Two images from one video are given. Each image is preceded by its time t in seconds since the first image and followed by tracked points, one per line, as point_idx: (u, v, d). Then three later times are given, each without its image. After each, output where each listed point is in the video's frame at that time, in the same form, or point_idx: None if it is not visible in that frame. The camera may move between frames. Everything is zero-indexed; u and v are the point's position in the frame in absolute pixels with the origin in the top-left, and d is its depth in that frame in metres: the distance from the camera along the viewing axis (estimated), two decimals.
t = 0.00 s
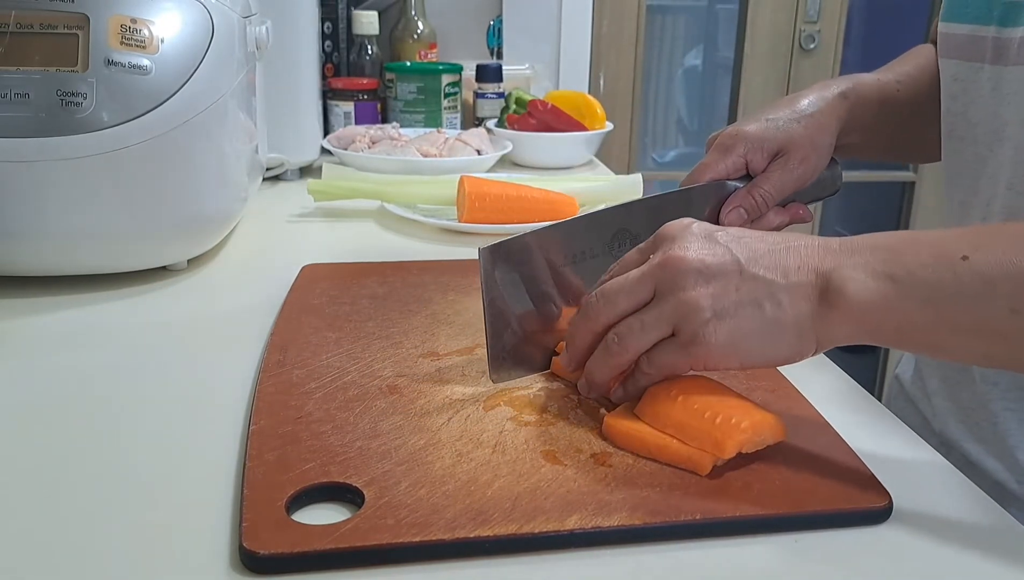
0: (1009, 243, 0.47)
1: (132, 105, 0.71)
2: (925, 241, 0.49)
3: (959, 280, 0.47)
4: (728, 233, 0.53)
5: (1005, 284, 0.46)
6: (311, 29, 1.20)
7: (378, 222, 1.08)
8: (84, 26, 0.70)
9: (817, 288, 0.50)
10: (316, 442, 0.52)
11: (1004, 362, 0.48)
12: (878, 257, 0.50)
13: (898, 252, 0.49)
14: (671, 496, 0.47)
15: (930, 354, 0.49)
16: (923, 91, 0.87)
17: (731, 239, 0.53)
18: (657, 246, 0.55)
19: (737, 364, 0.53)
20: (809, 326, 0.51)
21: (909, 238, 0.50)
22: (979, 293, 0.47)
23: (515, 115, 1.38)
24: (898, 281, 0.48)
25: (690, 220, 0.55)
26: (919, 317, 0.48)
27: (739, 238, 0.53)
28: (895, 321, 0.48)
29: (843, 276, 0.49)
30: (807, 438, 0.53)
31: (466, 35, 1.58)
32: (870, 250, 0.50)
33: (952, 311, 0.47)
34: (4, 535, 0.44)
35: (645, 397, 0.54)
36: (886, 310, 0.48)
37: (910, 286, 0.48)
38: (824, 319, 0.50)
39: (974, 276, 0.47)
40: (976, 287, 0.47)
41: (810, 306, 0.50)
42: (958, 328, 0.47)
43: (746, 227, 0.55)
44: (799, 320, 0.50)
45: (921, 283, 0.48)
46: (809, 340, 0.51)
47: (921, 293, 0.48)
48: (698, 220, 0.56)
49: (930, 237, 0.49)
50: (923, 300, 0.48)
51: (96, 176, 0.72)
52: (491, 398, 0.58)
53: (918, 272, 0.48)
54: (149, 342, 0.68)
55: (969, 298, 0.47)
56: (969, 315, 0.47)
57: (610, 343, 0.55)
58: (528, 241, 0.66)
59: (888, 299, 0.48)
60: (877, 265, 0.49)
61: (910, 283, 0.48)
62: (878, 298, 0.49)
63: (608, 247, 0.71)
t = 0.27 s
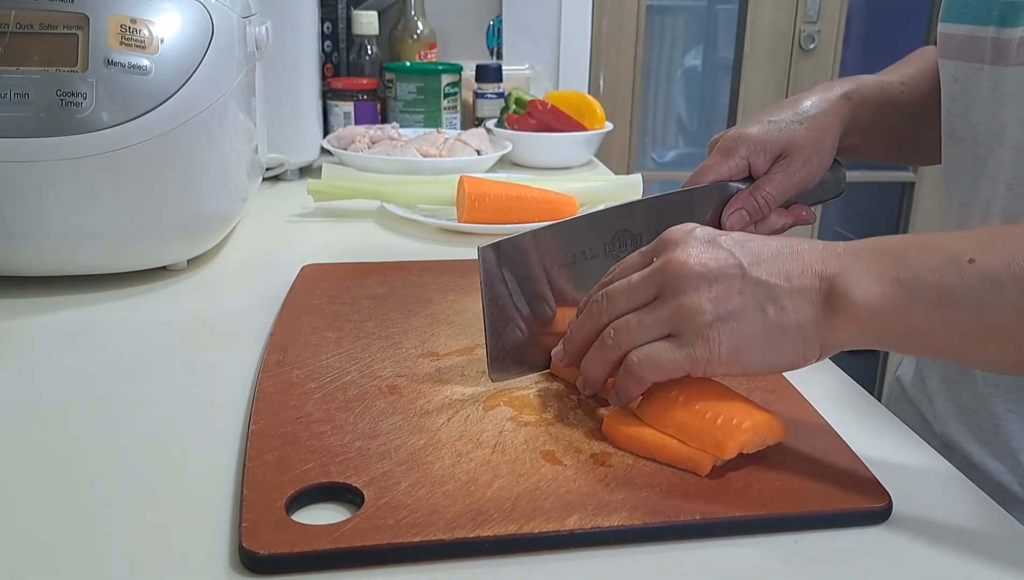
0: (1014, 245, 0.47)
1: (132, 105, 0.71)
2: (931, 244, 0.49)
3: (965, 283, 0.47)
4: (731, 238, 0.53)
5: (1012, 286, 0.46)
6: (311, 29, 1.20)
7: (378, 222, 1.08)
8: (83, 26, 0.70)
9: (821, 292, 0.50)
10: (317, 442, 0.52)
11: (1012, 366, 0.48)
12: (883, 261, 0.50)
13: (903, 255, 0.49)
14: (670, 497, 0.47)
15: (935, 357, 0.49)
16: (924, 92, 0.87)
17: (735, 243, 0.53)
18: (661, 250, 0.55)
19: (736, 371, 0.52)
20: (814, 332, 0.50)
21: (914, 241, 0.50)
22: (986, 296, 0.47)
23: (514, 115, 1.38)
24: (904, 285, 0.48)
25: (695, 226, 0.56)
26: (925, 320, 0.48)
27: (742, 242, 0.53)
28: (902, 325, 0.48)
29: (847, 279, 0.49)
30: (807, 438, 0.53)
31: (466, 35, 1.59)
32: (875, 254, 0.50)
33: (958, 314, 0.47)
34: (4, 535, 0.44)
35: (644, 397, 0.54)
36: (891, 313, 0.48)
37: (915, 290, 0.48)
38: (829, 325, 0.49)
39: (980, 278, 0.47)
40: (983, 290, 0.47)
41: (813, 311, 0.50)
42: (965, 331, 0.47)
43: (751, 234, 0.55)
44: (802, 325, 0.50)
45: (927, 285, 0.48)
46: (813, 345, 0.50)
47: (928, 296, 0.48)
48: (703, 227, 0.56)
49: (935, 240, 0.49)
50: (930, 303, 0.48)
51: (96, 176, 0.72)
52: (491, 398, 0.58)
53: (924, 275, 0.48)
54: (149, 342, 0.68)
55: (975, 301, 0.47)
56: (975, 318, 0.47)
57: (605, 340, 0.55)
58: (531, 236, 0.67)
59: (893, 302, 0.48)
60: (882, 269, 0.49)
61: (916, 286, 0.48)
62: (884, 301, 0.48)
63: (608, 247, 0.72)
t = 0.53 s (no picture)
0: (1015, 249, 0.46)
1: (132, 105, 0.71)
2: (928, 249, 0.48)
3: (965, 289, 0.46)
4: (722, 243, 0.53)
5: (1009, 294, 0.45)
6: (311, 29, 1.20)
7: (379, 222, 1.08)
8: (84, 26, 0.70)
9: (816, 300, 0.49)
10: (317, 442, 0.52)
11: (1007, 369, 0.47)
12: (879, 267, 0.49)
13: (900, 260, 0.48)
14: (670, 496, 0.47)
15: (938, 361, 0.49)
16: (925, 92, 0.87)
17: (727, 249, 0.52)
18: (650, 255, 0.55)
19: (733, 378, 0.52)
20: (810, 339, 0.50)
21: (911, 244, 0.49)
22: (986, 302, 0.46)
23: (515, 115, 1.38)
24: (900, 292, 0.48)
25: (685, 227, 0.55)
26: (926, 326, 0.47)
27: (734, 247, 0.52)
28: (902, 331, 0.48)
29: (843, 288, 0.49)
30: (806, 439, 0.53)
31: (466, 35, 1.58)
32: (870, 259, 0.49)
33: (956, 320, 0.47)
34: (4, 534, 0.44)
35: (644, 397, 0.54)
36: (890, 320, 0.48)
37: (911, 298, 0.47)
38: (825, 332, 0.49)
39: (981, 284, 0.46)
40: (984, 296, 0.46)
41: (809, 321, 0.49)
42: (966, 337, 0.47)
43: (743, 233, 0.54)
44: (799, 333, 0.50)
45: (926, 292, 0.47)
46: (809, 350, 0.50)
47: (925, 304, 0.47)
48: (694, 227, 0.55)
49: (933, 243, 0.48)
50: (926, 311, 0.47)
51: (96, 176, 0.72)
52: (491, 398, 0.58)
53: (919, 282, 0.47)
54: (150, 343, 0.68)
55: (975, 307, 0.46)
56: (972, 325, 0.46)
57: (599, 349, 0.55)
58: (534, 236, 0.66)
59: (891, 309, 0.48)
60: (878, 275, 0.48)
61: (915, 293, 0.47)
62: (882, 309, 0.48)
63: (607, 248, 0.71)
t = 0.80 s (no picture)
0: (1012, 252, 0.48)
1: (132, 105, 0.71)
2: (1004, 253, 0.49)
3: None
4: (809, 228, 0.55)
5: None
6: (311, 29, 1.20)
7: (379, 222, 1.08)
8: (84, 26, 0.70)
9: (884, 294, 0.49)
10: (317, 442, 0.52)
11: None
12: (950, 266, 0.49)
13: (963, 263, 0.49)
14: (671, 497, 0.47)
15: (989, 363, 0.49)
16: (925, 92, 0.87)
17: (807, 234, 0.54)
18: (738, 228, 0.57)
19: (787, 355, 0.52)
20: (872, 333, 0.49)
21: (987, 248, 0.50)
22: None
23: (515, 115, 1.38)
24: (966, 291, 0.48)
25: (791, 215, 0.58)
26: (990, 326, 0.48)
27: (820, 235, 0.54)
28: (963, 330, 0.48)
29: (908, 282, 0.49)
30: (807, 439, 0.53)
31: (466, 35, 1.58)
32: (935, 260, 0.50)
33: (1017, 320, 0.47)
34: (4, 534, 0.44)
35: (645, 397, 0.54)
36: (953, 317, 0.48)
37: (978, 296, 0.48)
38: (889, 329, 0.49)
39: None
40: None
41: (875, 313, 0.49)
42: None
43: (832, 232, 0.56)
44: (860, 322, 0.49)
45: (992, 292, 0.48)
46: (870, 347, 0.50)
47: (988, 304, 0.48)
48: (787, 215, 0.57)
49: (1002, 249, 0.49)
50: (988, 311, 0.47)
51: (96, 176, 0.72)
52: (491, 398, 0.58)
53: (986, 282, 0.48)
54: (150, 343, 0.68)
55: None
56: None
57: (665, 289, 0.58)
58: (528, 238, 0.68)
59: (954, 307, 0.48)
60: (947, 274, 0.49)
61: (980, 293, 0.48)
62: (946, 305, 0.48)
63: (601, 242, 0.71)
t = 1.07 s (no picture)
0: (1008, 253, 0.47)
1: (132, 105, 0.71)
2: None
3: None
4: (850, 271, 0.58)
5: None
6: (311, 28, 1.20)
7: (379, 222, 1.08)
8: (84, 26, 0.70)
9: (925, 336, 0.52)
10: (317, 442, 0.52)
11: None
12: (988, 310, 0.52)
13: (1004, 306, 0.52)
14: (670, 497, 0.47)
15: None
16: (926, 92, 0.87)
17: (850, 278, 0.57)
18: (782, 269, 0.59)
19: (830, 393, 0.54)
20: (913, 372, 0.52)
21: None
22: None
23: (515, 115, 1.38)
24: (1008, 333, 0.51)
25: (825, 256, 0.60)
26: None
27: (863, 277, 0.57)
28: (1004, 369, 0.51)
29: (949, 324, 0.52)
30: (806, 438, 0.53)
31: (466, 35, 1.58)
32: (976, 305, 0.53)
33: None
34: (5, 534, 0.44)
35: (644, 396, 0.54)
36: (998, 356, 0.51)
37: (1016, 339, 0.51)
38: (931, 369, 0.52)
39: None
40: None
41: (920, 354, 0.52)
42: None
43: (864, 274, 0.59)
44: (907, 363, 0.52)
45: None
46: (910, 386, 0.52)
47: None
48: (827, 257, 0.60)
49: None
50: None
51: (96, 176, 0.72)
52: (490, 398, 0.58)
53: None
54: (150, 343, 0.68)
55: None
56: None
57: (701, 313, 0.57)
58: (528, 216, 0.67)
59: (996, 346, 0.51)
60: (983, 316, 0.52)
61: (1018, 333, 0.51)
62: (988, 345, 0.51)
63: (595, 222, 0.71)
